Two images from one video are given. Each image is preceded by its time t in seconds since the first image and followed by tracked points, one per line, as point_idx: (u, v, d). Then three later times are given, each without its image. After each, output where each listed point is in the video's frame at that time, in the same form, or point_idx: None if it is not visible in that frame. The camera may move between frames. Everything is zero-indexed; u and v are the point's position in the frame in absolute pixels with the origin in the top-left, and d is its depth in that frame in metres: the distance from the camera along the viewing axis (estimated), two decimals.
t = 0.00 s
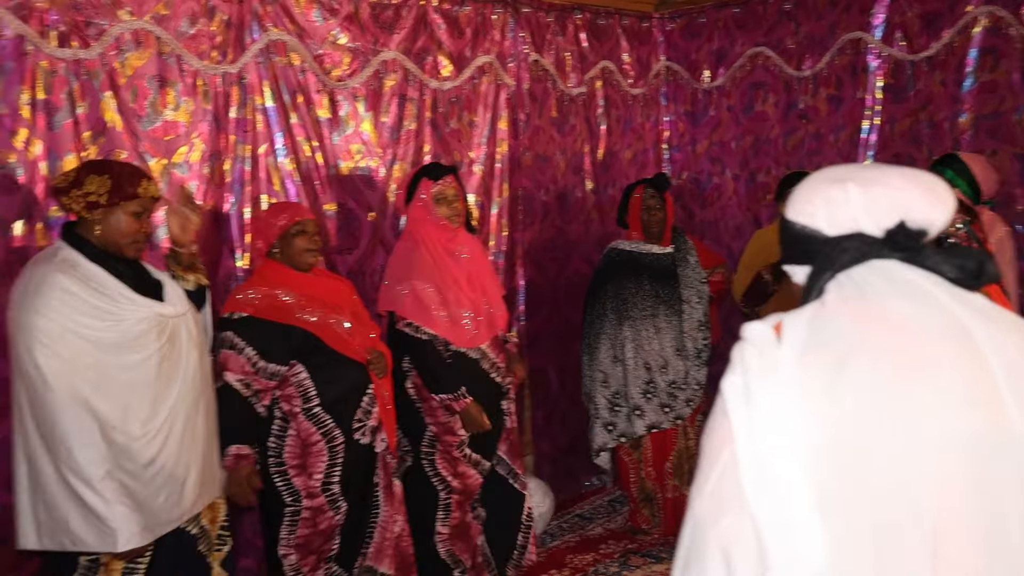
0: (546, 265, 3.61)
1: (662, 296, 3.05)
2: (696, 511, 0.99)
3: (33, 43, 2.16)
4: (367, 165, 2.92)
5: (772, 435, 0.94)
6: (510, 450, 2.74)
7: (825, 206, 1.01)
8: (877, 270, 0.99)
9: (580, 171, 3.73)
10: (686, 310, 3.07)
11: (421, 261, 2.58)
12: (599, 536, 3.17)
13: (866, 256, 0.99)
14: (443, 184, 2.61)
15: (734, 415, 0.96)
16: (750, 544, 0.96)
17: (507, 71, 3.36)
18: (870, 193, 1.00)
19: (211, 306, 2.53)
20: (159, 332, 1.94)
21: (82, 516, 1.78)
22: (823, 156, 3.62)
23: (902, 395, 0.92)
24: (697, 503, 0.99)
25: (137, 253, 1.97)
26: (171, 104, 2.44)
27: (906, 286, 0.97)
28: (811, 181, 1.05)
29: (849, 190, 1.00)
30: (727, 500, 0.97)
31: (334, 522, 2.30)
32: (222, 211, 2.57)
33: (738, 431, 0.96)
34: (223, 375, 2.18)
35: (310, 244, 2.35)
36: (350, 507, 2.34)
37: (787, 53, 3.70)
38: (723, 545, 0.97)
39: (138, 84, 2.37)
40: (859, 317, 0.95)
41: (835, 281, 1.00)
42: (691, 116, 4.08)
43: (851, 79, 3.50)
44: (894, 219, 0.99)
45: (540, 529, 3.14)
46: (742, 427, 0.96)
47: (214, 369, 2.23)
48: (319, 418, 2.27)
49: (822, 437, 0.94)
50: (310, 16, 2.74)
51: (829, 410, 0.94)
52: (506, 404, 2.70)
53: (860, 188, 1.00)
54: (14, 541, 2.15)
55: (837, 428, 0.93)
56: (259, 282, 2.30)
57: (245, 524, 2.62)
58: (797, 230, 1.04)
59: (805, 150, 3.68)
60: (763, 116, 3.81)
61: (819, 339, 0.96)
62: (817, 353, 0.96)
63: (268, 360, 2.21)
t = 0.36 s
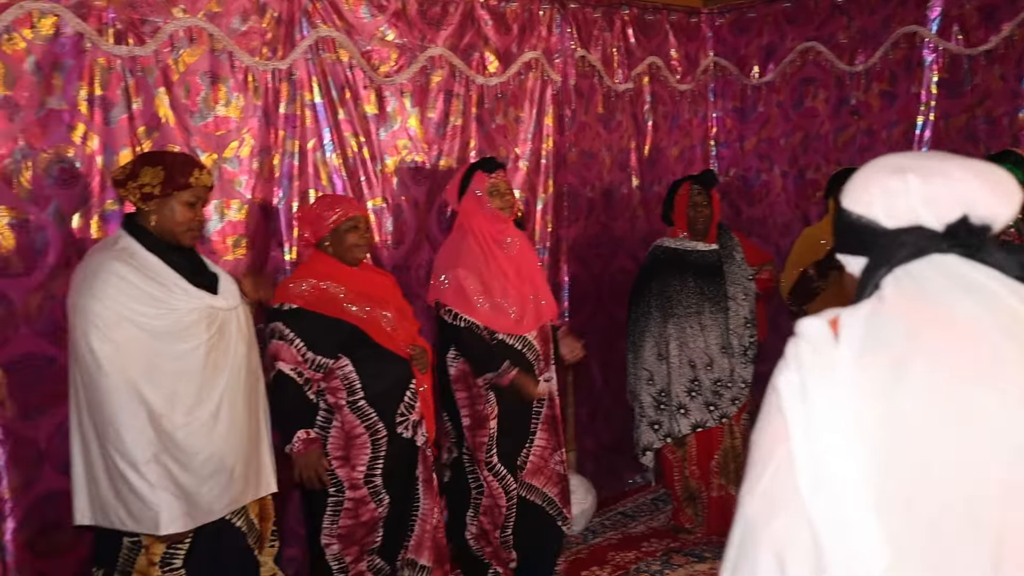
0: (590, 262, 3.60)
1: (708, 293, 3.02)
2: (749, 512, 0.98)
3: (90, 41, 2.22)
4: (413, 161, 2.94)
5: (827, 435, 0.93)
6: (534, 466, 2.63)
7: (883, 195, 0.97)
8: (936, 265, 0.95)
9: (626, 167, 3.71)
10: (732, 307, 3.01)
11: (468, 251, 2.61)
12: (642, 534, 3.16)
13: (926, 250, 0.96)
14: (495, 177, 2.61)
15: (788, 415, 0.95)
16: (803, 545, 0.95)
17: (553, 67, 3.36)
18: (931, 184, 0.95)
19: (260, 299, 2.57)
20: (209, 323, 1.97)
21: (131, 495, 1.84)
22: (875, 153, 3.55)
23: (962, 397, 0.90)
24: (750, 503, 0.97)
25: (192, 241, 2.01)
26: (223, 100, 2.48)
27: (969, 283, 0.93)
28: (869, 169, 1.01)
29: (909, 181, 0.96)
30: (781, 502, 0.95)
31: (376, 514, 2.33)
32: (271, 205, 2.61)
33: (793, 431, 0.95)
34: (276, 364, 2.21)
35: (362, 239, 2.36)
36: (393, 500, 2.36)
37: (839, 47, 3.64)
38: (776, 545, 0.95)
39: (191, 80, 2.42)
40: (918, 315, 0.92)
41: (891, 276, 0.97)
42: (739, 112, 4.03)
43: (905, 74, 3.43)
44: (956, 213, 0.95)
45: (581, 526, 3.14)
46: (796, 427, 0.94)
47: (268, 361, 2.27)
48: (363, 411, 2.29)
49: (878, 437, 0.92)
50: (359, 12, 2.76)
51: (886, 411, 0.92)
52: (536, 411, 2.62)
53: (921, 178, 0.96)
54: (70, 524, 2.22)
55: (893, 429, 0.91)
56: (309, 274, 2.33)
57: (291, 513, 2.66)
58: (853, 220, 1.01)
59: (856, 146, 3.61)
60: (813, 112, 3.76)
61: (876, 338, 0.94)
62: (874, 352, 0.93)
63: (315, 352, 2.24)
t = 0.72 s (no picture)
0: (612, 262, 3.61)
1: (731, 293, 3.02)
2: (791, 516, 0.96)
3: (122, 43, 2.25)
4: (437, 161, 2.96)
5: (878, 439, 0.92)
6: (566, 458, 2.64)
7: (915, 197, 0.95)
8: (977, 265, 0.92)
9: (649, 167, 3.72)
10: (756, 307, 3.03)
11: (491, 245, 2.65)
12: (664, 534, 3.16)
13: (966, 248, 0.92)
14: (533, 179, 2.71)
15: (832, 420, 0.93)
16: (851, 552, 0.93)
17: (576, 67, 3.36)
18: (973, 181, 0.92)
19: (286, 298, 2.60)
20: (232, 323, 1.99)
21: (152, 490, 1.88)
22: (900, 152, 3.53)
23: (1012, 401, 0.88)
24: (793, 509, 0.96)
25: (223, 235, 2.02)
26: (250, 101, 2.51)
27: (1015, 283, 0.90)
28: (907, 169, 0.99)
29: (950, 178, 0.93)
30: (830, 508, 0.93)
31: (402, 514, 2.34)
32: (297, 204, 2.64)
33: (842, 436, 0.92)
34: (308, 365, 2.22)
35: (387, 234, 2.41)
36: (418, 500, 2.38)
37: (863, 46, 3.62)
38: (822, 552, 0.93)
39: (219, 82, 2.45)
40: (962, 317, 0.90)
41: (931, 276, 0.94)
42: (762, 112, 4.02)
43: (931, 73, 3.41)
44: (997, 212, 0.92)
45: (604, 526, 3.14)
46: (841, 432, 0.93)
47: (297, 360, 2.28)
48: (394, 413, 2.31)
49: (926, 440, 0.89)
50: (384, 13, 2.79)
51: (937, 416, 0.89)
52: (567, 404, 2.61)
53: (962, 175, 0.93)
54: (100, 518, 2.25)
55: (945, 430, 0.89)
56: (343, 272, 2.33)
57: (315, 510, 2.69)
58: (891, 218, 0.98)
59: (880, 145, 3.60)
60: (837, 111, 3.74)
61: (919, 340, 0.92)
62: (918, 356, 0.91)
63: (348, 352, 2.25)
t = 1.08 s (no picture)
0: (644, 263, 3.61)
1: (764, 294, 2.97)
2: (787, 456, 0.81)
3: (161, 51, 2.29)
4: (470, 164, 2.97)
5: (924, 426, 0.78)
6: (597, 453, 2.60)
7: (942, 190, 0.81)
8: None
9: (680, 168, 3.71)
10: (789, 309, 2.96)
11: (527, 243, 2.66)
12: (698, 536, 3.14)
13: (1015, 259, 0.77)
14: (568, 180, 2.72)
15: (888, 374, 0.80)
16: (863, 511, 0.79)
17: (607, 69, 3.36)
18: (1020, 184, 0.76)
19: (323, 301, 2.62)
20: (258, 329, 1.99)
21: (180, 491, 1.93)
22: (934, 150, 3.48)
23: None
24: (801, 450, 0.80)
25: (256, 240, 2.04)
26: (285, 107, 2.54)
27: None
28: (947, 166, 0.82)
29: (990, 182, 0.77)
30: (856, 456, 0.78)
31: (447, 513, 2.35)
32: (333, 209, 2.66)
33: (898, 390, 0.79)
34: (360, 367, 2.27)
35: (419, 239, 2.42)
36: (462, 499, 2.39)
37: (896, 45, 3.58)
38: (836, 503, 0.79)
39: (255, 88, 2.47)
40: None
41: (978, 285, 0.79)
42: (794, 111, 4.00)
43: (966, 71, 3.36)
44: None
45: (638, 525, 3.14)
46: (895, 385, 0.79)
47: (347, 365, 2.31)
48: (438, 412, 2.31)
49: (982, 433, 0.78)
50: (416, 18, 2.80)
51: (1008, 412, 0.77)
52: (598, 400, 2.56)
53: (1004, 178, 0.77)
54: (143, 520, 2.28)
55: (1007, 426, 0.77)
56: (378, 276, 2.35)
57: (353, 511, 2.70)
58: (929, 230, 0.83)
59: (914, 144, 3.56)
60: (870, 110, 3.71)
61: (995, 334, 0.78)
62: (992, 347, 0.78)
63: (393, 354, 2.28)
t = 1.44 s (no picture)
0: (664, 252, 3.61)
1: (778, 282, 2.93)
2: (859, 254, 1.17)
3: (187, 40, 2.31)
4: (491, 153, 2.98)
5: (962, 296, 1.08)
6: (614, 440, 2.60)
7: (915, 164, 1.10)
8: None
9: (700, 156, 3.71)
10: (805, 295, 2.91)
11: (549, 228, 2.68)
12: (717, 524, 3.15)
13: None
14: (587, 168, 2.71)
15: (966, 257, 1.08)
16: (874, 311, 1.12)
17: (628, 58, 3.36)
18: None
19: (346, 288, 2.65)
20: (274, 318, 2.00)
21: (193, 471, 1.98)
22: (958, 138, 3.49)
23: None
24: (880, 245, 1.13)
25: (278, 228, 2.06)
26: (310, 95, 2.56)
27: None
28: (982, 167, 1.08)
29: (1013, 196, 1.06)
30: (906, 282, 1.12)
31: (470, 498, 2.39)
32: (356, 197, 2.68)
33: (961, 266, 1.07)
34: (380, 353, 2.29)
35: (435, 229, 2.42)
36: (484, 484, 2.42)
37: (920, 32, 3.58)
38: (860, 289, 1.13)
39: (280, 76, 2.49)
40: None
41: None
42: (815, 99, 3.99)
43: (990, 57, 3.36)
44: None
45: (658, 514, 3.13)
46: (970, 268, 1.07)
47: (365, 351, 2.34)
48: (461, 397, 2.34)
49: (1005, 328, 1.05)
50: (438, 7, 2.81)
51: None
52: (614, 389, 2.55)
53: None
54: (171, 503, 2.33)
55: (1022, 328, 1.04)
56: (396, 263, 2.37)
57: (375, 496, 2.74)
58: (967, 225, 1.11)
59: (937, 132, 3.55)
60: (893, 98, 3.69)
61: None
62: None
63: (412, 340, 2.30)
